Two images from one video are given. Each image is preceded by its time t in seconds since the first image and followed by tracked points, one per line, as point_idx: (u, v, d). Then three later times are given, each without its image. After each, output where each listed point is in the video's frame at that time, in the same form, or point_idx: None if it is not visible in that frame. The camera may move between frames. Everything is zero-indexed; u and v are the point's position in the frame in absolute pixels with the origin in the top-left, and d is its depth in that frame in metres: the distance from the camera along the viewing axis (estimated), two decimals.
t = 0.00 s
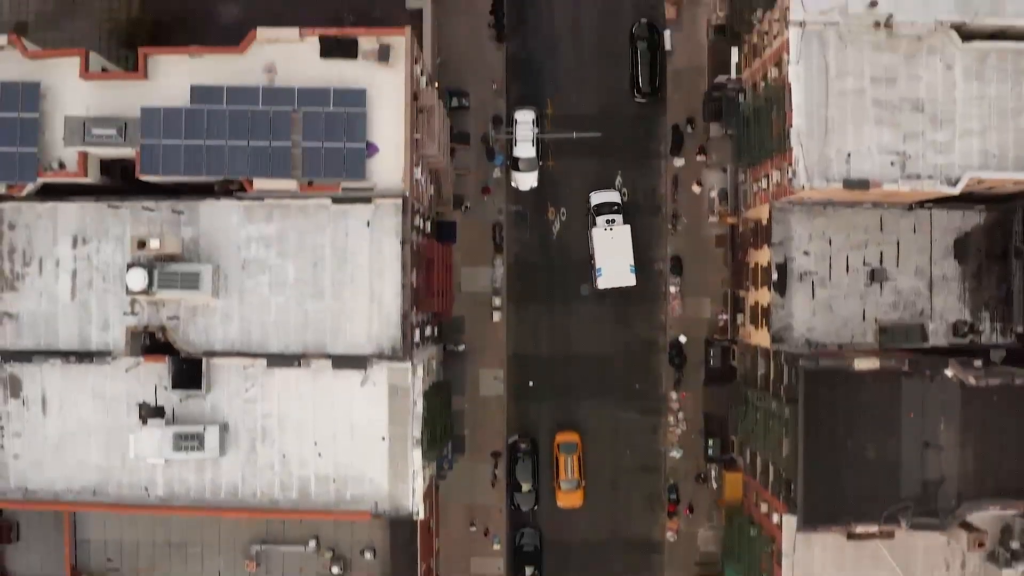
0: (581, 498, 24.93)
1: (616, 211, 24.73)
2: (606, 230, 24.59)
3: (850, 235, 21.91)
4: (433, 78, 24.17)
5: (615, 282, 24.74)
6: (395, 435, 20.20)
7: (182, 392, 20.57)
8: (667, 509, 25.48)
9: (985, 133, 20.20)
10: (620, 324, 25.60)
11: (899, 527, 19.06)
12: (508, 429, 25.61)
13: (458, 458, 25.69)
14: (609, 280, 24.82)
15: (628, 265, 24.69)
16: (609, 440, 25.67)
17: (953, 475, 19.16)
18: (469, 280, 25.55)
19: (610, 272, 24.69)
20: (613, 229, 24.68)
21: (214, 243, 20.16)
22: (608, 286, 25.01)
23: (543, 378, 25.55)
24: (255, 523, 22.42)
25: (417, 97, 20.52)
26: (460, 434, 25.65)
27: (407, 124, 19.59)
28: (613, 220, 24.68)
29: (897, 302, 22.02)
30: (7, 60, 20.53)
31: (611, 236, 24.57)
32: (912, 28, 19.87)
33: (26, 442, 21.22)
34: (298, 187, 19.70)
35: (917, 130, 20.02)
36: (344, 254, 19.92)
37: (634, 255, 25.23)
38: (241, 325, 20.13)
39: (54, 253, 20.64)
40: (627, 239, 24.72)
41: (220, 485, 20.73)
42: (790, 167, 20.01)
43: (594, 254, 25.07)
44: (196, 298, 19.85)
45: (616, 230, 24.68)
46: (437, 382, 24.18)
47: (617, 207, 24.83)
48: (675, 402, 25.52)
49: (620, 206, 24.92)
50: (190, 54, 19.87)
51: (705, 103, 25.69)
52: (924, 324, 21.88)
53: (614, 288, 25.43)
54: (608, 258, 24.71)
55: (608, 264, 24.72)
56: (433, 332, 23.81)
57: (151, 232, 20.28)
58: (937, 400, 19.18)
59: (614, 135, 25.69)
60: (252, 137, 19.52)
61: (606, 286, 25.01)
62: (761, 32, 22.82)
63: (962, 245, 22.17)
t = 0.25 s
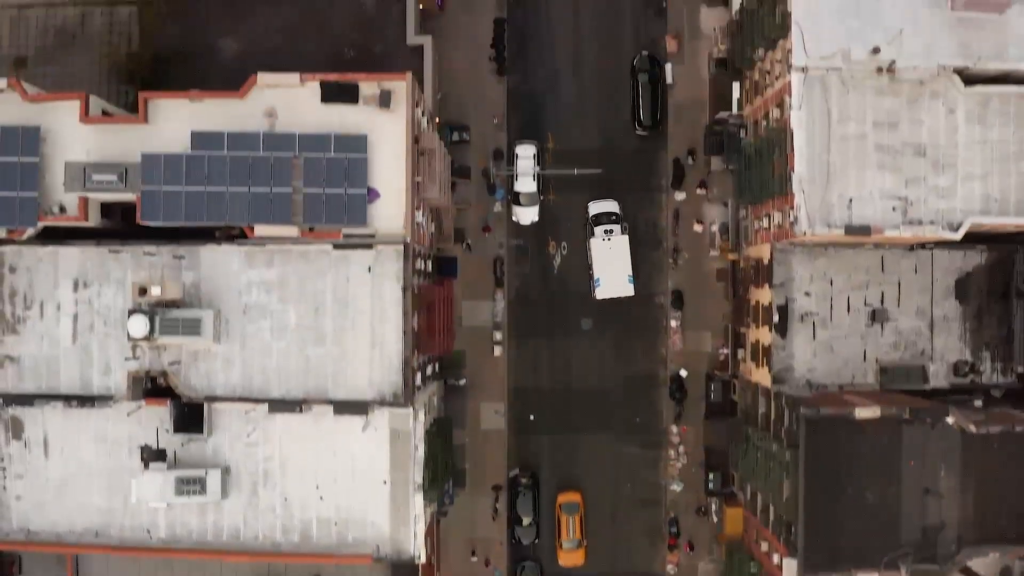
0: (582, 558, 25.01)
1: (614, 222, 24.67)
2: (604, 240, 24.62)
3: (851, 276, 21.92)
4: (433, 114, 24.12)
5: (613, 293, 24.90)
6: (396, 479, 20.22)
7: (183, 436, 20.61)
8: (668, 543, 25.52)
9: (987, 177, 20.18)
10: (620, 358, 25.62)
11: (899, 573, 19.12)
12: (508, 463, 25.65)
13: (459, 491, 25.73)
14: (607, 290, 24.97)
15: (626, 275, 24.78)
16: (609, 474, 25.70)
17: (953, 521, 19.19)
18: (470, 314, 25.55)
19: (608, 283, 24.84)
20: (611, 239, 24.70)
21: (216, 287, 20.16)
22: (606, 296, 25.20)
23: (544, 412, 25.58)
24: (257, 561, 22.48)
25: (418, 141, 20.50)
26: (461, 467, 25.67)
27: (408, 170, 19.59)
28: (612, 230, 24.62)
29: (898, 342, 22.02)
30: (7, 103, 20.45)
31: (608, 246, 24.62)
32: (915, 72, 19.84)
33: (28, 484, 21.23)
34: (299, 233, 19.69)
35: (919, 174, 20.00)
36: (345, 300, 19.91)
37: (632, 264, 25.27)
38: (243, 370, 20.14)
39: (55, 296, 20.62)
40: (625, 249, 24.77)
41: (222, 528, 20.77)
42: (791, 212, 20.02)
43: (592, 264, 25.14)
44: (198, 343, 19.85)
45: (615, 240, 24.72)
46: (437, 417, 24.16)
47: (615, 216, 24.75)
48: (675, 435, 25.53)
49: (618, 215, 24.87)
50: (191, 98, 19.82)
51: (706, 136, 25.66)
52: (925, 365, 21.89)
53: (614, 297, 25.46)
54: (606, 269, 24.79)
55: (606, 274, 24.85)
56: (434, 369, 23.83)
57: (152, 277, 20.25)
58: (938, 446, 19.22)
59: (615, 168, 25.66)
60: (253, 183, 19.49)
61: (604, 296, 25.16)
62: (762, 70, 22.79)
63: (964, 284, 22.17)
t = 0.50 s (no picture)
0: None
1: (612, 232, 24.58)
2: (602, 250, 24.52)
3: (852, 316, 21.92)
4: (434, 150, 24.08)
5: (611, 303, 24.74)
6: (397, 522, 20.25)
7: (185, 480, 20.67)
8: None
9: (989, 222, 20.15)
10: (621, 392, 25.63)
11: None
12: (509, 497, 25.67)
13: (460, 524, 25.77)
14: (606, 301, 24.81)
15: (624, 285, 24.65)
16: (610, 508, 25.69)
17: (953, 567, 19.25)
18: (471, 348, 25.57)
19: (607, 292, 24.67)
20: (610, 249, 24.60)
21: (217, 331, 20.16)
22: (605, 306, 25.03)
23: (545, 446, 25.59)
24: None
25: (419, 184, 20.48)
26: (462, 500, 25.70)
27: (409, 216, 19.58)
28: (610, 240, 24.53)
29: (898, 383, 22.03)
30: (7, 146, 20.40)
31: (607, 256, 24.52)
32: (917, 117, 19.79)
33: (31, 524, 21.27)
34: (300, 279, 19.72)
35: (920, 220, 19.98)
36: (347, 345, 19.92)
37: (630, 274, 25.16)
38: (244, 415, 20.16)
39: (57, 340, 20.63)
40: (623, 259, 24.67)
41: (224, 570, 20.85)
42: (792, 257, 20.04)
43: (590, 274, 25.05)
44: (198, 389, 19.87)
45: (613, 250, 24.62)
46: (436, 455, 24.08)
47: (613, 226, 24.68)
48: (676, 469, 25.53)
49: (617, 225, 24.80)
50: (192, 143, 19.82)
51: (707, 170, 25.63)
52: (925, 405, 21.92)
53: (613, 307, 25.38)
54: (604, 279, 24.67)
55: (604, 284, 24.71)
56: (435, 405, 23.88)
57: (153, 321, 20.26)
58: (938, 493, 19.26)
59: (615, 202, 25.64)
60: (255, 229, 19.49)
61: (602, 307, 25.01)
62: (763, 109, 22.75)
63: (965, 324, 22.17)
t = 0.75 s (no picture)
0: None
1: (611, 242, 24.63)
2: (601, 260, 24.48)
3: (853, 357, 21.95)
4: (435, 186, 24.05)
5: (610, 313, 24.62)
6: (399, 565, 20.27)
7: (187, 522, 20.72)
8: None
9: (990, 267, 20.14)
10: (621, 425, 25.64)
11: None
12: (511, 530, 25.72)
13: (461, 557, 25.83)
14: (604, 311, 24.68)
15: (623, 295, 24.56)
16: (610, 541, 25.70)
17: None
18: (472, 382, 25.59)
19: (605, 303, 24.55)
20: (608, 259, 24.58)
21: (219, 376, 20.17)
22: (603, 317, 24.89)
23: (546, 479, 25.62)
24: None
25: (421, 228, 20.45)
26: (463, 533, 25.76)
27: (411, 262, 19.57)
28: (608, 251, 24.58)
29: (899, 423, 22.07)
30: (7, 190, 20.34)
31: (605, 266, 24.48)
32: (918, 163, 19.74)
33: (33, 565, 21.28)
34: (302, 324, 19.75)
35: (922, 264, 19.97)
36: (349, 390, 19.93)
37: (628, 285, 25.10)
38: (246, 459, 20.18)
39: (59, 383, 20.65)
40: (622, 269, 24.63)
41: None
42: (794, 301, 20.02)
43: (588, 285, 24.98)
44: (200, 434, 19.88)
45: (611, 260, 24.59)
46: (439, 491, 24.47)
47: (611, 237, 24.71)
48: (677, 502, 25.55)
49: (614, 236, 24.85)
50: (194, 188, 19.85)
51: (709, 204, 25.60)
52: (925, 446, 21.98)
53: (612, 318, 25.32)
54: (603, 289, 24.58)
55: (602, 294, 24.61)
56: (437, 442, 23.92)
57: (155, 365, 20.26)
58: (938, 538, 19.34)
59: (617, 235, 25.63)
60: (256, 275, 19.49)
61: (601, 317, 24.92)
62: (765, 147, 22.70)
63: (965, 364, 22.21)
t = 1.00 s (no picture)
0: None
1: (610, 251, 24.60)
2: (599, 270, 24.31)
3: (854, 397, 21.96)
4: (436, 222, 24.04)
5: (610, 324, 24.26)
6: None
7: (189, 565, 20.78)
8: None
9: (992, 311, 20.15)
10: (622, 458, 25.65)
11: None
12: (512, 562, 25.77)
13: None
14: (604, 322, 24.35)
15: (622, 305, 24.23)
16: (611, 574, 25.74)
17: None
18: (473, 415, 25.58)
19: (604, 313, 24.25)
20: (607, 269, 24.38)
21: (220, 420, 20.17)
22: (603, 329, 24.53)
23: (547, 512, 25.63)
24: None
25: (422, 271, 20.45)
26: (464, 565, 25.81)
27: (412, 308, 19.57)
28: (607, 260, 24.49)
29: (899, 462, 22.12)
30: (8, 233, 20.36)
31: (604, 276, 24.25)
32: (920, 208, 19.72)
33: None
34: (303, 370, 19.75)
35: (924, 308, 19.98)
36: (351, 435, 19.95)
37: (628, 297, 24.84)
38: (249, 503, 20.22)
39: (61, 426, 20.65)
40: (621, 279, 24.34)
41: None
42: (795, 345, 20.01)
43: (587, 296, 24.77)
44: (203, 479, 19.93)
45: (610, 270, 24.34)
46: (439, 527, 24.57)
47: (610, 247, 24.66)
48: (677, 535, 25.58)
49: (614, 245, 24.81)
50: (195, 233, 19.84)
51: (710, 237, 25.60)
52: (926, 485, 22.02)
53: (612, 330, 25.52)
54: (602, 299, 24.33)
55: (601, 305, 24.33)
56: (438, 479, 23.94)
57: (157, 409, 20.29)
58: None
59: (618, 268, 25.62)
60: (257, 321, 19.49)
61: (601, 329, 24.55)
62: (767, 186, 22.60)
63: (966, 403, 22.24)
